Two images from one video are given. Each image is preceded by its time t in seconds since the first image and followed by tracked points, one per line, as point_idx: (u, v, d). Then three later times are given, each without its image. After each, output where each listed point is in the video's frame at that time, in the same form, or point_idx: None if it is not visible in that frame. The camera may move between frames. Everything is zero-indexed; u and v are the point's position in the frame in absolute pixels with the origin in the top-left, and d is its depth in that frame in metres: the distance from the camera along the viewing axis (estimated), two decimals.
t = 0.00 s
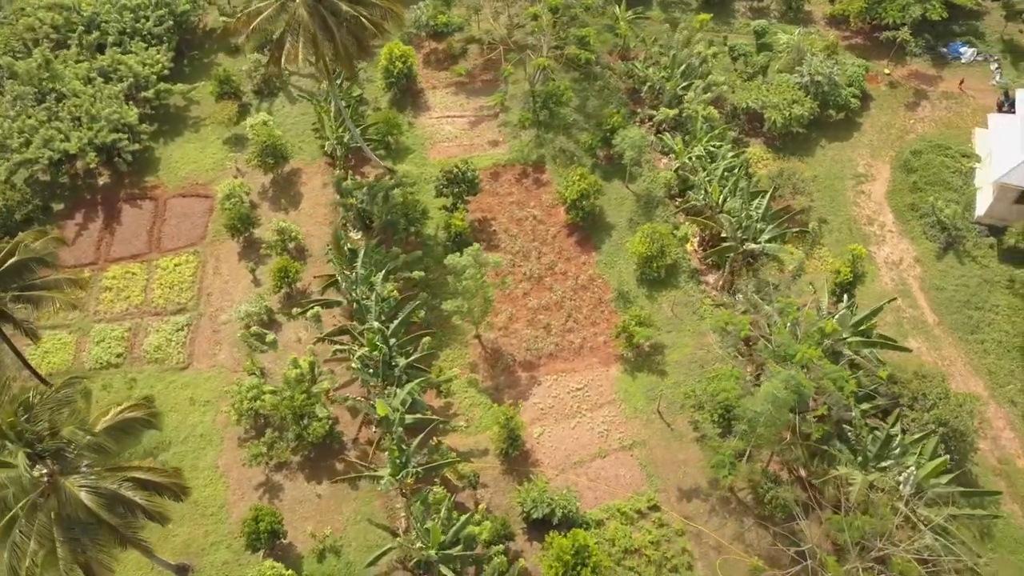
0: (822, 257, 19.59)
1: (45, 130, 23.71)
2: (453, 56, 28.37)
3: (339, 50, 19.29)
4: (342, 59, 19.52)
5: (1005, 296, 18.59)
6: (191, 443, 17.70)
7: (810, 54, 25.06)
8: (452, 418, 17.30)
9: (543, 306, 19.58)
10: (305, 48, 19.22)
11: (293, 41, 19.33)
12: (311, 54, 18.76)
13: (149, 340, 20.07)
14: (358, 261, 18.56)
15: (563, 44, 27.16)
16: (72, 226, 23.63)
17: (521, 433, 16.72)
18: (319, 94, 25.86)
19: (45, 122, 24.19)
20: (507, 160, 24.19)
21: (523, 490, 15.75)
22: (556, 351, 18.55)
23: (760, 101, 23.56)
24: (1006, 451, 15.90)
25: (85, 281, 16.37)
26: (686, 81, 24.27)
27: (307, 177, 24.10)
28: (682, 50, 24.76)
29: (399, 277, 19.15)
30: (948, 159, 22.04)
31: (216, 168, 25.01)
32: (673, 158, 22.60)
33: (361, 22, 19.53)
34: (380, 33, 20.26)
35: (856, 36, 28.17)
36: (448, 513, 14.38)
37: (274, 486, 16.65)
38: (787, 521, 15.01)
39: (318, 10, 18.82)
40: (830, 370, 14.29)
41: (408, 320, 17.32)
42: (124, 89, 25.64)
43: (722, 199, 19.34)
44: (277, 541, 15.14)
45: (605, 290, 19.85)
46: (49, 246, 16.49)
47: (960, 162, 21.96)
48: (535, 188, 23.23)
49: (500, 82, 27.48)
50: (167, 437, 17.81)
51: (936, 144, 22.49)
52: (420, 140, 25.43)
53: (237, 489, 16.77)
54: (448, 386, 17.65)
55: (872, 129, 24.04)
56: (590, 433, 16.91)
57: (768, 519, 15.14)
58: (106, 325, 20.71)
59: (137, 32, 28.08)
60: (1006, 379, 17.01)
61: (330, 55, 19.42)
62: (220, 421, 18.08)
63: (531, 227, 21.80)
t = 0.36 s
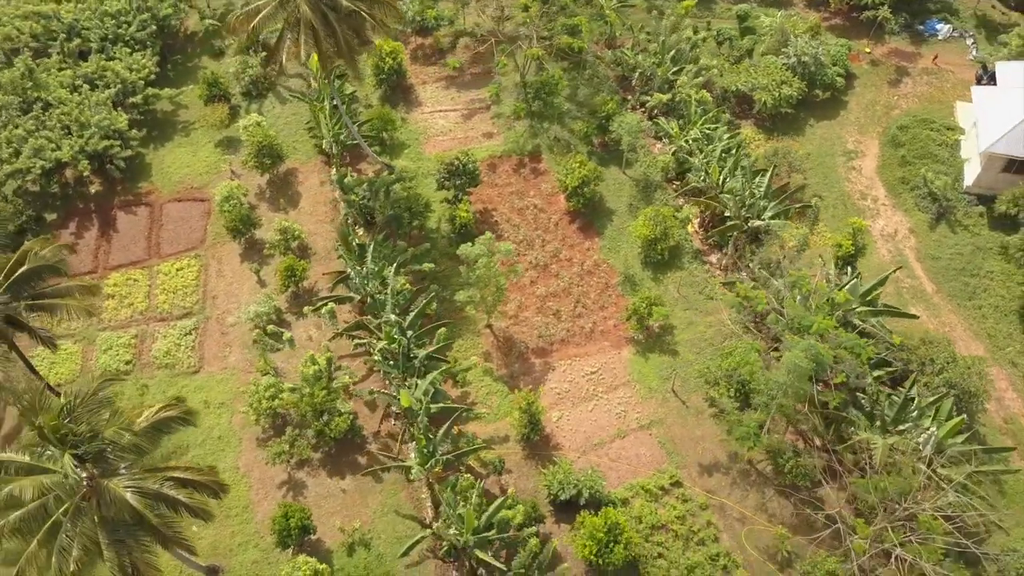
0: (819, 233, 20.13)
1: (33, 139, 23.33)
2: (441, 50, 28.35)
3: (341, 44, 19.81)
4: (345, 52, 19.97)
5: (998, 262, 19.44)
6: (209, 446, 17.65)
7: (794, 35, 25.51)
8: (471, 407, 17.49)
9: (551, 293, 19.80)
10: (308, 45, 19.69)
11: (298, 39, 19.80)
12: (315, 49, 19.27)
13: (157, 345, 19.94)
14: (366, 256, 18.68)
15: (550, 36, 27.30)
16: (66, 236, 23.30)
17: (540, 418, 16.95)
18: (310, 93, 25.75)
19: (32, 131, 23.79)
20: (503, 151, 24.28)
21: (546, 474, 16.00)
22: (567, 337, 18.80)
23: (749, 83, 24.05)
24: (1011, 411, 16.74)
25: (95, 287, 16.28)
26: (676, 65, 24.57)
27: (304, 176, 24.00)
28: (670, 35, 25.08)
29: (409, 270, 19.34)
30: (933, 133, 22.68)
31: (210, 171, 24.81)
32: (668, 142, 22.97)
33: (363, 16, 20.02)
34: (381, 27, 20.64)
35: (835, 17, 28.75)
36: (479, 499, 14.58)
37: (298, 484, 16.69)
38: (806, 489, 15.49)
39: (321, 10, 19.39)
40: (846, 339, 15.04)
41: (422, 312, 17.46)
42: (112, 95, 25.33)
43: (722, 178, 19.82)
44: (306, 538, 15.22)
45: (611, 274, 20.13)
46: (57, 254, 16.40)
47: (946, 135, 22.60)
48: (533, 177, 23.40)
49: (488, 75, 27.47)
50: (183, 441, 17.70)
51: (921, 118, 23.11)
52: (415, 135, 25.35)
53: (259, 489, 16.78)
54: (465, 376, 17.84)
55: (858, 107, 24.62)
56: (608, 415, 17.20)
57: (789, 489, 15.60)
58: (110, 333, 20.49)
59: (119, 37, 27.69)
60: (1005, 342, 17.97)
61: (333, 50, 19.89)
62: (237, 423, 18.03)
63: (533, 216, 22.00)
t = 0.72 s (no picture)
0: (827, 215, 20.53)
1: (38, 144, 23.12)
2: (441, 44, 28.34)
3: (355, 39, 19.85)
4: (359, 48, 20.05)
5: (1003, 238, 20.05)
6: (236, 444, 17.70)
7: (792, 21, 25.81)
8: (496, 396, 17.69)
9: (567, 282, 20.00)
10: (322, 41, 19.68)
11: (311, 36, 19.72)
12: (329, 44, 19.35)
13: (176, 346, 19.94)
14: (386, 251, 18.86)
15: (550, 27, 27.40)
16: (75, 240, 23.16)
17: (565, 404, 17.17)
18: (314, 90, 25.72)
19: (36, 136, 23.56)
20: (509, 143, 24.37)
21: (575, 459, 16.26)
22: (586, 324, 19.03)
23: (751, 70, 24.35)
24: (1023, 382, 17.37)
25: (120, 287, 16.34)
26: (677, 54, 24.80)
27: (313, 173, 24.03)
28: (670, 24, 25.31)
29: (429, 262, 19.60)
30: (932, 114, 23.17)
31: (217, 172, 24.75)
32: (674, 129, 23.30)
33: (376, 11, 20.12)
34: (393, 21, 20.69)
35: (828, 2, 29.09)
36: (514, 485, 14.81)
37: (328, 478, 16.79)
38: (831, 464, 15.88)
39: (338, 4, 19.42)
40: (869, 315, 15.62)
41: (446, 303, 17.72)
42: (115, 98, 25.16)
43: (733, 163, 20.25)
44: (342, 530, 15.36)
45: (625, 261, 20.37)
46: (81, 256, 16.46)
47: (944, 116, 23.10)
48: (542, 168, 23.56)
49: (489, 67, 27.48)
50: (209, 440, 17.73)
51: (919, 100, 23.56)
52: (420, 130, 25.25)
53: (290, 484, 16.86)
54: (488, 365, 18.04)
55: (856, 91, 25.01)
56: (632, 399, 17.46)
57: (813, 465, 15.99)
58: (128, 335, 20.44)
59: (118, 39, 27.46)
60: (1014, 315, 18.58)
61: (348, 45, 19.95)
62: (262, 419, 18.02)
63: (544, 206, 22.18)
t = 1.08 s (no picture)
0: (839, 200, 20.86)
1: (48, 147, 22.99)
2: (446, 39, 28.35)
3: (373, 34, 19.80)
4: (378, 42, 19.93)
5: (1010, 218, 20.49)
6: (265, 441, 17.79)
7: (795, 9, 26.07)
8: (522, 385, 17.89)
9: (586, 271, 20.18)
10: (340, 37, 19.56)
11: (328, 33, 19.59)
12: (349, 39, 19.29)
13: (198, 346, 19.98)
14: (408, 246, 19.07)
15: (554, 20, 27.57)
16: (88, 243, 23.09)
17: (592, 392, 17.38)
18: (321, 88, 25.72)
19: (45, 139, 23.42)
20: (519, 136, 24.51)
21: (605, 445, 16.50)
22: (607, 312, 19.23)
23: (756, 59, 24.60)
24: None
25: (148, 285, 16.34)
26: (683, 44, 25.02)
27: (325, 171, 24.07)
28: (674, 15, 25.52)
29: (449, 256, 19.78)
30: (934, 98, 23.56)
31: (228, 172, 24.75)
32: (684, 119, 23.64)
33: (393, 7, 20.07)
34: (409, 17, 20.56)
35: None
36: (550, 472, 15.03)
37: (359, 472, 16.88)
38: (854, 442, 16.27)
39: None
40: (892, 294, 16.41)
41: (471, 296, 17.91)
42: (123, 99, 25.06)
43: (747, 150, 20.54)
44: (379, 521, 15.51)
45: (642, 250, 20.58)
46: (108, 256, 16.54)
47: (946, 100, 23.50)
48: (554, 159, 23.71)
49: (495, 60, 27.57)
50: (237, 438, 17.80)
51: (921, 85, 23.94)
52: (429, 125, 25.38)
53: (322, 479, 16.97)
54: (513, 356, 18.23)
55: (859, 78, 25.34)
56: (657, 385, 17.70)
57: (838, 444, 16.36)
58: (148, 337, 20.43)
59: (121, 40, 27.29)
60: None
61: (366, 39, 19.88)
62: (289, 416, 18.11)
63: (558, 198, 22.34)
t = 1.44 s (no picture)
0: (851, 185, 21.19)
1: (60, 152, 22.89)
2: (451, 34, 28.37)
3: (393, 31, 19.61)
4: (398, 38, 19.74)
5: (1019, 199, 20.92)
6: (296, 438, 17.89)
7: None
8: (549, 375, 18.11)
9: (606, 261, 20.37)
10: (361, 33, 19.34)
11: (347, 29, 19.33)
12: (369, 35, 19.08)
13: (222, 346, 20.03)
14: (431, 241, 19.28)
15: (559, 14, 27.69)
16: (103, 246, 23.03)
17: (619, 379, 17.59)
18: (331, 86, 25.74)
19: (56, 144, 23.30)
20: (530, 129, 24.64)
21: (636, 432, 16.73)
22: (629, 301, 19.44)
23: (762, 48, 24.85)
24: None
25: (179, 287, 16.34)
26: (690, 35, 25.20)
27: (338, 168, 24.12)
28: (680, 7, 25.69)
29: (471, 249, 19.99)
30: (937, 83, 23.93)
31: (240, 172, 24.74)
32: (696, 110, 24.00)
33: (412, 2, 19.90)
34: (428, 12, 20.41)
35: None
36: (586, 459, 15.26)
37: (392, 465, 17.02)
38: (877, 422, 16.66)
39: None
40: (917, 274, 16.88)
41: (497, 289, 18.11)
42: (132, 102, 24.94)
43: (760, 138, 20.79)
44: (417, 513, 15.68)
45: (659, 239, 20.80)
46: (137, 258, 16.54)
47: (950, 84, 23.87)
48: (566, 152, 23.85)
49: (501, 55, 27.68)
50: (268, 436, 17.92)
51: (925, 70, 24.28)
52: (440, 120, 25.47)
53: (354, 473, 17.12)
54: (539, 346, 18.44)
55: (863, 65, 25.63)
56: (682, 371, 17.93)
57: (862, 423, 16.72)
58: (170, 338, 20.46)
59: (126, 42, 27.14)
60: None
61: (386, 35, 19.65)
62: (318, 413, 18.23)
63: (573, 190, 22.50)
